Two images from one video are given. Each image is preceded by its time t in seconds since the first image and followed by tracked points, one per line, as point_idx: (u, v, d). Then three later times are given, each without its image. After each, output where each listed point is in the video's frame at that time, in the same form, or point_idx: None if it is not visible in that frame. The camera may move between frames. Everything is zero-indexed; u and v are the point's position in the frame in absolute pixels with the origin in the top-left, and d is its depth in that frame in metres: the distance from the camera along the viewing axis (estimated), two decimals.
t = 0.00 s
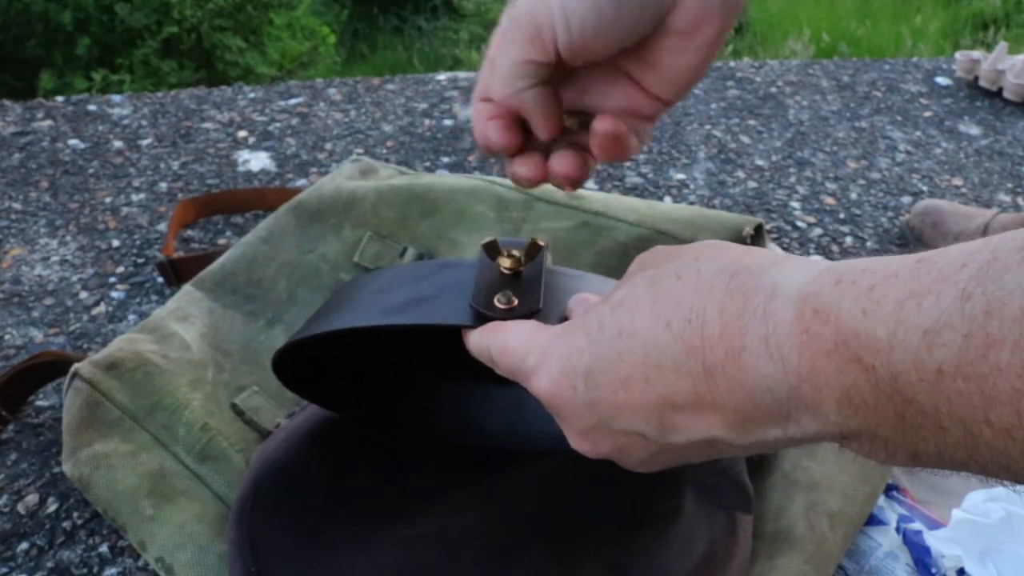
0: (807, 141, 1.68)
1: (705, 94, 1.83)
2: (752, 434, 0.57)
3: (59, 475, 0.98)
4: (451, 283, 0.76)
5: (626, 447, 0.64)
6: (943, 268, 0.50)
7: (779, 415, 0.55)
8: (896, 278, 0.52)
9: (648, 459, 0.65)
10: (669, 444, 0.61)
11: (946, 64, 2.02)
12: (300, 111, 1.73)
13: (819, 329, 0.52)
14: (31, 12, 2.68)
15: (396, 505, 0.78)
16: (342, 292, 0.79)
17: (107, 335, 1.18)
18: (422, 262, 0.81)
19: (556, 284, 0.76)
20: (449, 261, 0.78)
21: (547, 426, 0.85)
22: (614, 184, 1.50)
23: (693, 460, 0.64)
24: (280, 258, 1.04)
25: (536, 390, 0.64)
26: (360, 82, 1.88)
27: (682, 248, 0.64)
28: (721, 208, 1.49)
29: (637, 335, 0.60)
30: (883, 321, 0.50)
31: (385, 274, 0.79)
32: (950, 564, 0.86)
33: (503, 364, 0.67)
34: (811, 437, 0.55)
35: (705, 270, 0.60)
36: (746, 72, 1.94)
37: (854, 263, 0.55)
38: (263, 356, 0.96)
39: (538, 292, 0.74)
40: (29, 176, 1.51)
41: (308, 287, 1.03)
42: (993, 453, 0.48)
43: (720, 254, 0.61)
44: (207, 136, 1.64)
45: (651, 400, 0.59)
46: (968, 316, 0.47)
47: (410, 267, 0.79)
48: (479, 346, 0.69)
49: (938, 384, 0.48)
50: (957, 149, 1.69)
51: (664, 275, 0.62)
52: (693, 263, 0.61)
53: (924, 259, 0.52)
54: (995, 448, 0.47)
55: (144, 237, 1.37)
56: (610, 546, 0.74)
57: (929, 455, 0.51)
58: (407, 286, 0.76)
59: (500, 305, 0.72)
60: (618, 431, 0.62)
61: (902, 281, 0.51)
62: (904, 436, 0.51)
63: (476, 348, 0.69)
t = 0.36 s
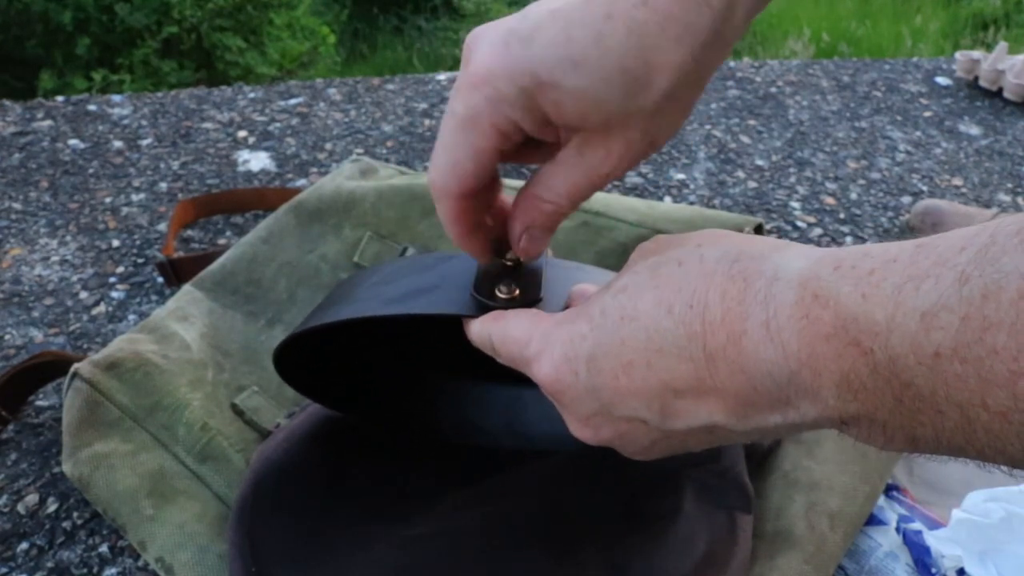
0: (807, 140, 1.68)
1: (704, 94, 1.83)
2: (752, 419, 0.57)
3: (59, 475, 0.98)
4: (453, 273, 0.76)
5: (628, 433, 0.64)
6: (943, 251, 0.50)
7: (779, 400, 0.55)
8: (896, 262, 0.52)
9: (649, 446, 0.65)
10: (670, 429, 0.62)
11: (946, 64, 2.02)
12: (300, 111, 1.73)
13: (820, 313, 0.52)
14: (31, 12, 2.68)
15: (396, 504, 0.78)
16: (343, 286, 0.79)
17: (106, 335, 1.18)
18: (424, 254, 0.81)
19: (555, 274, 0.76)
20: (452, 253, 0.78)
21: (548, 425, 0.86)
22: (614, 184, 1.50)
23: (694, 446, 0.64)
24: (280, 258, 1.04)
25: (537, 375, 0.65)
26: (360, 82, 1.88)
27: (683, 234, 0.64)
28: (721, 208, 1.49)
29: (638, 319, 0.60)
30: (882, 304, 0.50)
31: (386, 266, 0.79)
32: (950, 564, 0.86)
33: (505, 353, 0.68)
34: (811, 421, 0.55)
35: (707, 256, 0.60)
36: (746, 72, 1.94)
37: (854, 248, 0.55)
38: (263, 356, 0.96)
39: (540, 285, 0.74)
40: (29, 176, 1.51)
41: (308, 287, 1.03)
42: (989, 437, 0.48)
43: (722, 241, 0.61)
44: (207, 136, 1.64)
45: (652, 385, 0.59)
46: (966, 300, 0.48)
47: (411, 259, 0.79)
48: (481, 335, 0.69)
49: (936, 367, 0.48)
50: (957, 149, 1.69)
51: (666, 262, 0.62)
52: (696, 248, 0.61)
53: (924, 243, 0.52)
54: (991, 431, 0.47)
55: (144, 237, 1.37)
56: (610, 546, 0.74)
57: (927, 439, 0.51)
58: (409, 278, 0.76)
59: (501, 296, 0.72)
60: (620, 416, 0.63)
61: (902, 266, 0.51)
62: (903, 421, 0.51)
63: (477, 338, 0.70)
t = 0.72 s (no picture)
0: (807, 141, 1.68)
1: (704, 94, 1.83)
2: (763, 445, 0.57)
3: (59, 475, 0.98)
4: (451, 296, 0.76)
5: (636, 459, 0.64)
6: (955, 277, 0.50)
7: (789, 426, 0.55)
8: (908, 287, 0.51)
9: (657, 471, 0.64)
10: (678, 456, 0.61)
11: (946, 64, 2.02)
12: (300, 111, 1.73)
13: (830, 340, 0.52)
14: (31, 12, 2.68)
15: (394, 507, 0.77)
16: (341, 303, 0.80)
17: (106, 335, 1.18)
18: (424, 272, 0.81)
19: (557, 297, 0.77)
20: (452, 272, 0.79)
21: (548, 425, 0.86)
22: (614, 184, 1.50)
23: (702, 472, 0.64)
24: (280, 258, 1.04)
25: (542, 405, 0.64)
26: (360, 82, 1.88)
27: (687, 258, 0.64)
28: (721, 208, 1.48)
29: (643, 347, 0.60)
30: (895, 331, 0.50)
31: (385, 285, 0.79)
32: (951, 564, 0.86)
33: (508, 379, 0.68)
34: (822, 448, 0.55)
35: (713, 281, 0.60)
36: (746, 72, 1.94)
37: (863, 272, 0.55)
38: (263, 356, 0.96)
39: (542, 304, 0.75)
40: (29, 176, 1.51)
41: (308, 287, 1.03)
42: (1006, 465, 0.47)
43: (727, 266, 0.61)
44: (207, 136, 1.64)
45: (660, 413, 0.59)
46: (981, 326, 0.47)
47: (410, 278, 0.79)
48: (483, 360, 0.69)
49: (951, 396, 0.47)
50: (957, 149, 1.69)
51: (670, 287, 0.62)
52: (700, 275, 0.61)
53: (935, 267, 0.52)
54: (1009, 460, 0.47)
55: (144, 237, 1.37)
56: (610, 547, 0.74)
57: (942, 466, 0.50)
58: (409, 297, 0.76)
59: (505, 319, 0.72)
60: (626, 444, 0.62)
61: (914, 291, 0.51)
62: (916, 448, 0.51)
63: (480, 362, 0.70)
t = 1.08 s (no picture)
0: (807, 140, 1.68)
1: (704, 94, 1.83)
2: (763, 429, 0.57)
3: (60, 475, 0.98)
4: (455, 283, 0.76)
5: (637, 442, 0.64)
6: (956, 261, 0.50)
7: (790, 409, 0.55)
8: (909, 272, 0.52)
9: (658, 455, 0.65)
10: (679, 438, 0.61)
11: (946, 64, 2.02)
12: (300, 111, 1.73)
13: (832, 323, 0.52)
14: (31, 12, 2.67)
15: (395, 505, 0.77)
16: (343, 294, 0.80)
17: (106, 335, 1.18)
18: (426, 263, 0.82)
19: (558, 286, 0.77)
20: (454, 261, 0.79)
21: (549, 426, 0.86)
22: (614, 184, 1.50)
23: (703, 455, 0.64)
24: (280, 258, 1.04)
25: (546, 385, 0.65)
26: (360, 82, 1.88)
27: (692, 242, 0.64)
28: (721, 208, 1.48)
29: (648, 329, 0.59)
30: (896, 315, 0.50)
31: (388, 275, 0.79)
32: (951, 565, 0.86)
33: (512, 363, 0.68)
34: (823, 431, 0.55)
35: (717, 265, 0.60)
36: (746, 72, 1.94)
37: (864, 257, 0.55)
38: (264, 356, 0.96)
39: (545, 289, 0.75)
40: (29, 176, 1.51)
41: (308, 287, 1.03)
42: (1005, 447, 0.48)
43: (732, 249, 0.61)
44: (207, 136, 1.64)
45: (662, 394, 0.59)
46: (981, 309, 0.48)
47: (413, 268, 0.79)
48: (487, 344, 0.69)
49: (951, 378, 0.48)
50: (957, 149, 1.69)
51: (674, 271, 0.61)
52: (705, 256, 0.61)
53: (936, 252, 0.52)
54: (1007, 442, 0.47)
55: (144, 237, 1.37)
56: (610, 548, 0.74)
57: (941, 448, 0.51)
58: (412, 286, 0.76)
59: (507, 304, 0.73)
60: (629, 426, 0.62)
61: (916, 275, 0.51)
62: (916, 430, 0.51)
63: (483, 347, 0.70)
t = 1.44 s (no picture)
0: (807, 140, 1.68)
1: (704, 94, 1.83)
2: (762, 421, 0.57)
3: (59, 475, 0.98)
4: (453, 277, 0.76)
5: (636, 434, 0.63)
6: (953, 254, 0.50)
7: (789, 401, 0.55)
8: (907, 265, 0.52)
9: (657, 447, 0.64)
10: (678, 431, 0.61)
11: (946, 64, 2.02)
12: (300, 111, 1.73)
13: (830, 314, 0.52)
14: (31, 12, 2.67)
15: (396, 505, 0.78)
16: (343, 289, 0.80)
17: (107, 335, 1.18)
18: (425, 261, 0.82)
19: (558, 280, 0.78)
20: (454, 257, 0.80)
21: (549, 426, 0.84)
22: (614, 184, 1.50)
23: (702, 448, 0.64)
24: (280, 258, 1.04)
25: (544, 376, 0.64)
26: (360, 81, 1.88)
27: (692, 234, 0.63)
28: (721, 208, 1.48)
29: (647, 321, 0.59)
30: (893, 306, 0.50)
31: (387, 270, 0.80)
32: (951, 564, 0.86)
33: (512, 355, 0.68)
34: (820, 423, 0.55)
35: (716, 256, 0.60)
36: (746, 72, 1.94)
37: (863, 250, 0.55)
38: (264, 356, 0.96)
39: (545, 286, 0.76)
40: (28, 176, 1.51)
41: (308, 287, 1.03)
42: (1000, 440, 0.48)
43: (731, 241, 0.61)
44: (207, 136, 1.64)
45: (661, 385, 0.59)
46: (976, 301, 0.48)
47: (413, 264, 0.80)
48: (488, 337, 0.69)
49: (946, 369, 0.48)
50: (957, 149, 1.69)
51: (675, 262, 0.61)
52: (706, 246, 0.61)
53: (934, 245, 0.52)
54: (1002, 434, 0.47)
55: (144, 237, 1.37)
56: (610, 548, 0.74)
57: (937, 439, 0.51)
58: (413, 282, 0.77)
59: (509, 297, 0.73)
60: (627, 419, 0.62)
61: (913, 268, 0.51)
62: (912, 421, 0.51)
63: (483, 340, 0.70)
